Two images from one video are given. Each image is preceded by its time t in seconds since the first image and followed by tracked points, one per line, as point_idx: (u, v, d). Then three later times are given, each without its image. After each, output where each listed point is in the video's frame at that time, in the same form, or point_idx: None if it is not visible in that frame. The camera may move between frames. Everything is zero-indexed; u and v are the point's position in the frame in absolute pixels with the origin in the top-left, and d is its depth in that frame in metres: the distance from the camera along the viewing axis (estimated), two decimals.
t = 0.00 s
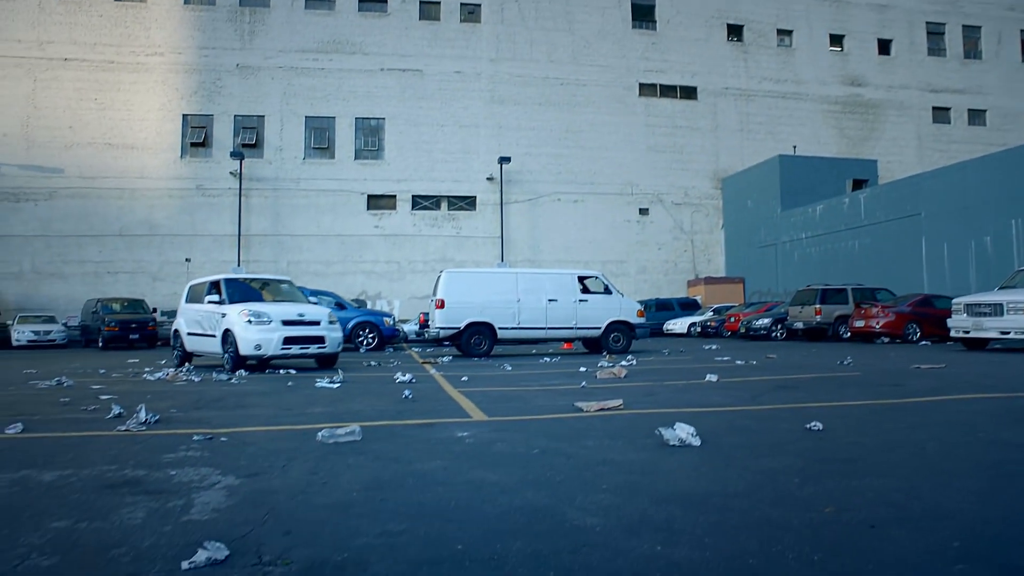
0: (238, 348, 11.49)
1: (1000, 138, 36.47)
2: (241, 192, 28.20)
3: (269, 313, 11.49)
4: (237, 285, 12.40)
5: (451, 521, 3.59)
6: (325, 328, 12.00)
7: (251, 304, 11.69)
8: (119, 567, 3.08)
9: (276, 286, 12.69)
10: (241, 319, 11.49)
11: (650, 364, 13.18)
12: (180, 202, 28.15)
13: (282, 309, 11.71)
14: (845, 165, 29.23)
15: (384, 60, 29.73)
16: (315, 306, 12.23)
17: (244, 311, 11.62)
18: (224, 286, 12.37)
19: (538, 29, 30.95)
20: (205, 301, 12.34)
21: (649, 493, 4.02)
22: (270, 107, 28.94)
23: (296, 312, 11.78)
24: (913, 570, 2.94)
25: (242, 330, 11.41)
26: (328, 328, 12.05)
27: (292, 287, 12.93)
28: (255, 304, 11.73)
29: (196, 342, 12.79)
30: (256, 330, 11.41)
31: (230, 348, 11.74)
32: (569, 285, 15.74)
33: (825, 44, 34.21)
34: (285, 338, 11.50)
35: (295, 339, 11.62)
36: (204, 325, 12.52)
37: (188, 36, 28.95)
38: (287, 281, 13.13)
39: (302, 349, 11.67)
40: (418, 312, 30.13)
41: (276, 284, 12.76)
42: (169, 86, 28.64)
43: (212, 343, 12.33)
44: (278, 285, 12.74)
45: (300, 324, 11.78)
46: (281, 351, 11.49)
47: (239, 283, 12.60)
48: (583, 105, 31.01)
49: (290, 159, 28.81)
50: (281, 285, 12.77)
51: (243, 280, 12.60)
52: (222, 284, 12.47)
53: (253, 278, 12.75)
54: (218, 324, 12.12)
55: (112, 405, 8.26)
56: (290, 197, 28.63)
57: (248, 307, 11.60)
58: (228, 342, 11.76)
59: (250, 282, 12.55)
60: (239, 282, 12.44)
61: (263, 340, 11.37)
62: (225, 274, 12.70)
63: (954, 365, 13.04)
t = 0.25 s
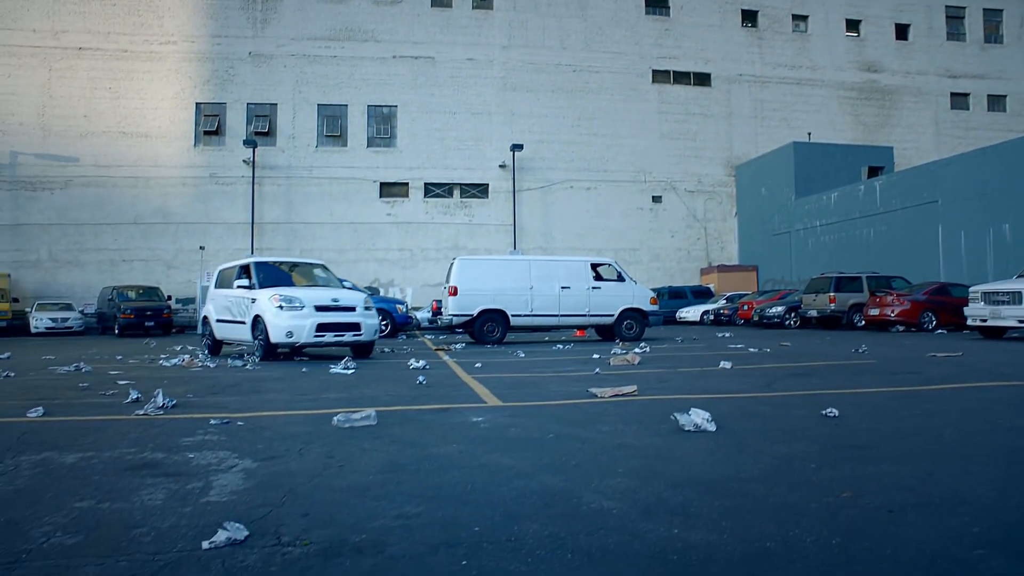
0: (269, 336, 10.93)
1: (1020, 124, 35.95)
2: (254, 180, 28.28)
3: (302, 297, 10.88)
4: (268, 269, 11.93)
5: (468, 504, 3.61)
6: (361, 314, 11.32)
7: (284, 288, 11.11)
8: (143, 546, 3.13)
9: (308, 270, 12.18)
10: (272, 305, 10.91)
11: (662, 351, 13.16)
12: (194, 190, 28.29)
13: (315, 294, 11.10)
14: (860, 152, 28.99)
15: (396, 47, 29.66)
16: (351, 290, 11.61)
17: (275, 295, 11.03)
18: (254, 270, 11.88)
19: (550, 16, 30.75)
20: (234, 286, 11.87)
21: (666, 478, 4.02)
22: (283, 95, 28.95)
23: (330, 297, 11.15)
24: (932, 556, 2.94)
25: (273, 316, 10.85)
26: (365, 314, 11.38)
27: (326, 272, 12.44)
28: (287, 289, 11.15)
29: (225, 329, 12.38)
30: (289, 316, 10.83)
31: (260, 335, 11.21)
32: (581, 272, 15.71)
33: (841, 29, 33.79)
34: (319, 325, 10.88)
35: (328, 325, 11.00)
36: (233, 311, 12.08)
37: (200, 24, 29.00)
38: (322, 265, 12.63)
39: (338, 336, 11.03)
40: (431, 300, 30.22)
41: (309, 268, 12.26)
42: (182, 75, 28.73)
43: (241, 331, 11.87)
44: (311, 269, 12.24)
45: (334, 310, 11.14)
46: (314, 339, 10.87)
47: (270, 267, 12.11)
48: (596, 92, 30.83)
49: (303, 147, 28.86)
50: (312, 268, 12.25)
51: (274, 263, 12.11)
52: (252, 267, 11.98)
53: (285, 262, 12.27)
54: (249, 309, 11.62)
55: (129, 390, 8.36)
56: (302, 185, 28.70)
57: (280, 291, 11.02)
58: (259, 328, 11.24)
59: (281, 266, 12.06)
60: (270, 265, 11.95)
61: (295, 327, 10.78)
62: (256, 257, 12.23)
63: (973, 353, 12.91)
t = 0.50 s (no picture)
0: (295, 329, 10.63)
1: None
2: (263, 174, 28.31)
3: (331, 289, 10.60)
4: (295, 258, 11.63)
5: (483, 496, 3.62)
6: (391, 306, 11.03)
7: (311, 279, 10.81)
8: (160, 536, 3.14)
9: (337, 260, 11.85)
10: (300, 296, 10.62)
11: (672, 345, 13.13)
12: (204, 183, 28.36)
13: (344, 285, 10.80)
14: (870, 146, 28.81)
15: (405, 41, 29.62)
16: (381, 282, 11.32)
17: (302, 286, 10.73)
18: (281, 259, 11.59)
19: (559, 8, 30.63)
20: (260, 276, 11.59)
21: (680, 471, 4.01)
22: (292, 88, 28.96)
23: (359, 289, 10.86)
24: (950, 551, 2.93)
25: (300, 309, 10.55)
26: (395, 307, 11.09)
27: (356, 262, 12.09)
28: (314, 279, 10.86)
29: (251, 322, 12.11)
30: (316, 309, 10.52)
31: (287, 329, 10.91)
32: (591, 266, 15.70)
33: (852, 21, 33.54)
34: (348, 319, 10.59)
35: (357, 319, 10.70)
36: (259, 302, 11.80)
37: (209, 18, 29.04)
38: (352, 255, 12.30)
39: (367, 330, 10.74)
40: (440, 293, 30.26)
41: (338, 258, 11.94)
42: (191, 69, 28.78)
43: (267, 323, 11.60)
44: (340, 259, 11.91)
45: (363, 303, 10.84)
46: (343, 332, 10.58)
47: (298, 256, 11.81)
48: (605, 85, 30.72)
49: (312, 141, 28.89)
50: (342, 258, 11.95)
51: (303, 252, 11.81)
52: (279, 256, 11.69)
53: (314, 251, 11.96)
54: (275, 301, 11.34)
55: (142, 382, 8.41)
56: (311, 178, 28.74)
57: (308, 282, 10.73)
58: (285, 321, 10.95)
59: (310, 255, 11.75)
60: (298, 254, 11.66)
61: (322, 320, 10.47)
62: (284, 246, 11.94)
63: (986, 348, 12.83)
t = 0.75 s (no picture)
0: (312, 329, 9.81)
1: None
2: (264, 170, 28.27)
3: (351, 286, 9.78)
4: (313, 251, 10.87)
5: (490, 494, 3.62)
6: (416, 305, 10.21)
7: (329, 275, 9.98)
8: (167, 534, 3.14)
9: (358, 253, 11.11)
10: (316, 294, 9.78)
11: (674, 343, 13.12)
12: (205, 180, 28.34)
13: (365, 282, 9.97)
14: (871, 144, 28.79)
15: (406, 38, 29.60)
16: (403, 278, 10.50)
17: (319, 283, 9.88)
18: (297, 252, 10.82)
19: (561, 6, 30.61)
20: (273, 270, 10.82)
21: (687, 469, 4.01)
22: (293, 85, 28.94)
23: (381, 285, 10.04)
24: (959, 551, 2.93)
25: (317, 307, 9.71)
26: (419, 305, 10.29)
27: (379, 257, 11.34)
28: (332, 276, 10.02)
29: (266, 320, 11.37)
30: (335, 307, 9.68)
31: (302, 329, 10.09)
32: (593, 264, 15.69)
33: (854, 19, 33.49)
34: (369, 318, 9.76)
35: (380, 318, 9.87)
36: (273, 299, 11.06)
37: (211, 14, 29.02)
38: (374, 248, 11.54)
39: (390, 331, 9.92)
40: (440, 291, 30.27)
41: (360, 252, 11.19)
42: (192, 66, 28.77)
43: (281, 322, 10.81)
44: (362, 253, 11.16)
45: (386, 301, 10.01)
46: (363, 333, 9.74)
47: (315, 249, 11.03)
48: (606, 82, 30.69)
49: (313, 138, 28.87)
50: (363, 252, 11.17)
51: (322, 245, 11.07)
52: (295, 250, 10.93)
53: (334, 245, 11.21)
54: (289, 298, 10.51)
55: (145, 379, 8.40)
56: (312, 175, 28.73)
57: (325, 279, 9.89)
58: (301, 320, 10.13)
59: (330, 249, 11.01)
60: (317, 247, 10.91)
61: (341, 319, 9.63)
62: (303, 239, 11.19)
63: (988, 347, 12.81)
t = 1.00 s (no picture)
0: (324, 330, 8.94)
1: None
2: (260, 169, 28.20)
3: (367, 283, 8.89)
4: (328, 245, 10.02)
5: (491, 494, 3.61)
6: (439, 304, 9.25)
7: (344, 272, 9.11)
8: (168, 535, 3.12)
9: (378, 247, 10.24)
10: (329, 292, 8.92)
11: (671, 342, 13.13)
12: (200, 178, 28.25)
13: (382, 278, 9.04)
14: (866, 145, 28.87)
15: (402, 37, 29.54)
16: (426, 275, 9.55)
17: (333, 280, 9.02)
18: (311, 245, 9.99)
19: (557, 5, 30.61)
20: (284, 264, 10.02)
21: (688, 469, 4.00)
22: (288, 84, 28.85)
23: (401, 283, 9.10)
24: (961, 552, 2.94)
25: (329, 307, 8.85)
26: (443, 305, 9.30)
27: (401, 252, 10.46)
28: (347, 272, 9.15)
29: (277, 320, 10.63)
30: (349, 307, 8.80)
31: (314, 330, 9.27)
32: (589, 263, 15.68)
33: (849, 20, 33.56)
34: (387, 318, 8.83)
35: (399, 319, 8.92)
36: (284, 298, 10.32)
37: (206, 12, 28.92)
38: (397, 243, 10.68)
39: (409, 334, 8.98)
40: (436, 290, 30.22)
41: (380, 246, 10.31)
42: (187, 64, 28.67)
43: (291, 321, 10.02)
44: (382, 247, 10.30)
45: (405, 299, 9.05)
46: (381, 335, 8.82)
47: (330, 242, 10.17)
48: (602, 81, 30.68)
49: (308, 136, 28.79)
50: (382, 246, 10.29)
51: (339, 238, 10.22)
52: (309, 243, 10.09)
53: (353, 238, 10.36)
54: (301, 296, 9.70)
55: (141, 378, 8.36)
56: (307, 174, 28.66)
57: (339, 276, 9.02)
58: (312, 320, 9.30)
59: (347, 242, 10.15)
60: (333, 241, 10.06)
61: (354, 320, 8.74)
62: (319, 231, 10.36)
63: (984, 347, 12.84)
